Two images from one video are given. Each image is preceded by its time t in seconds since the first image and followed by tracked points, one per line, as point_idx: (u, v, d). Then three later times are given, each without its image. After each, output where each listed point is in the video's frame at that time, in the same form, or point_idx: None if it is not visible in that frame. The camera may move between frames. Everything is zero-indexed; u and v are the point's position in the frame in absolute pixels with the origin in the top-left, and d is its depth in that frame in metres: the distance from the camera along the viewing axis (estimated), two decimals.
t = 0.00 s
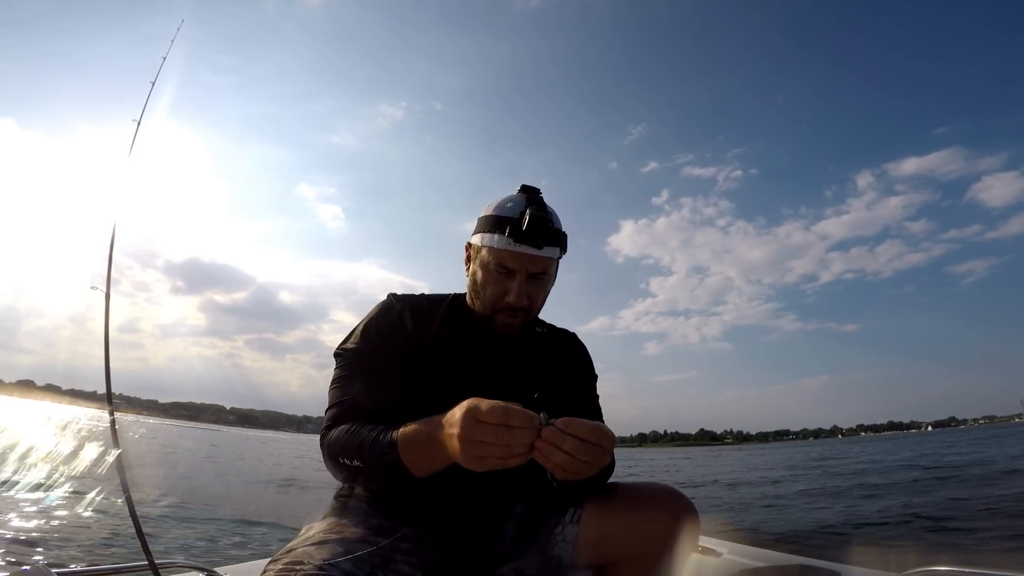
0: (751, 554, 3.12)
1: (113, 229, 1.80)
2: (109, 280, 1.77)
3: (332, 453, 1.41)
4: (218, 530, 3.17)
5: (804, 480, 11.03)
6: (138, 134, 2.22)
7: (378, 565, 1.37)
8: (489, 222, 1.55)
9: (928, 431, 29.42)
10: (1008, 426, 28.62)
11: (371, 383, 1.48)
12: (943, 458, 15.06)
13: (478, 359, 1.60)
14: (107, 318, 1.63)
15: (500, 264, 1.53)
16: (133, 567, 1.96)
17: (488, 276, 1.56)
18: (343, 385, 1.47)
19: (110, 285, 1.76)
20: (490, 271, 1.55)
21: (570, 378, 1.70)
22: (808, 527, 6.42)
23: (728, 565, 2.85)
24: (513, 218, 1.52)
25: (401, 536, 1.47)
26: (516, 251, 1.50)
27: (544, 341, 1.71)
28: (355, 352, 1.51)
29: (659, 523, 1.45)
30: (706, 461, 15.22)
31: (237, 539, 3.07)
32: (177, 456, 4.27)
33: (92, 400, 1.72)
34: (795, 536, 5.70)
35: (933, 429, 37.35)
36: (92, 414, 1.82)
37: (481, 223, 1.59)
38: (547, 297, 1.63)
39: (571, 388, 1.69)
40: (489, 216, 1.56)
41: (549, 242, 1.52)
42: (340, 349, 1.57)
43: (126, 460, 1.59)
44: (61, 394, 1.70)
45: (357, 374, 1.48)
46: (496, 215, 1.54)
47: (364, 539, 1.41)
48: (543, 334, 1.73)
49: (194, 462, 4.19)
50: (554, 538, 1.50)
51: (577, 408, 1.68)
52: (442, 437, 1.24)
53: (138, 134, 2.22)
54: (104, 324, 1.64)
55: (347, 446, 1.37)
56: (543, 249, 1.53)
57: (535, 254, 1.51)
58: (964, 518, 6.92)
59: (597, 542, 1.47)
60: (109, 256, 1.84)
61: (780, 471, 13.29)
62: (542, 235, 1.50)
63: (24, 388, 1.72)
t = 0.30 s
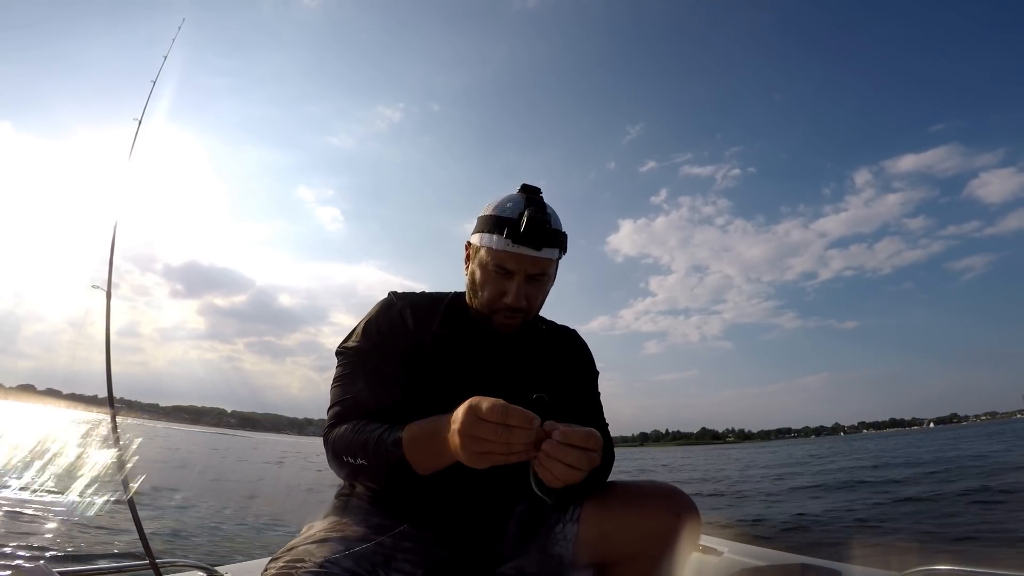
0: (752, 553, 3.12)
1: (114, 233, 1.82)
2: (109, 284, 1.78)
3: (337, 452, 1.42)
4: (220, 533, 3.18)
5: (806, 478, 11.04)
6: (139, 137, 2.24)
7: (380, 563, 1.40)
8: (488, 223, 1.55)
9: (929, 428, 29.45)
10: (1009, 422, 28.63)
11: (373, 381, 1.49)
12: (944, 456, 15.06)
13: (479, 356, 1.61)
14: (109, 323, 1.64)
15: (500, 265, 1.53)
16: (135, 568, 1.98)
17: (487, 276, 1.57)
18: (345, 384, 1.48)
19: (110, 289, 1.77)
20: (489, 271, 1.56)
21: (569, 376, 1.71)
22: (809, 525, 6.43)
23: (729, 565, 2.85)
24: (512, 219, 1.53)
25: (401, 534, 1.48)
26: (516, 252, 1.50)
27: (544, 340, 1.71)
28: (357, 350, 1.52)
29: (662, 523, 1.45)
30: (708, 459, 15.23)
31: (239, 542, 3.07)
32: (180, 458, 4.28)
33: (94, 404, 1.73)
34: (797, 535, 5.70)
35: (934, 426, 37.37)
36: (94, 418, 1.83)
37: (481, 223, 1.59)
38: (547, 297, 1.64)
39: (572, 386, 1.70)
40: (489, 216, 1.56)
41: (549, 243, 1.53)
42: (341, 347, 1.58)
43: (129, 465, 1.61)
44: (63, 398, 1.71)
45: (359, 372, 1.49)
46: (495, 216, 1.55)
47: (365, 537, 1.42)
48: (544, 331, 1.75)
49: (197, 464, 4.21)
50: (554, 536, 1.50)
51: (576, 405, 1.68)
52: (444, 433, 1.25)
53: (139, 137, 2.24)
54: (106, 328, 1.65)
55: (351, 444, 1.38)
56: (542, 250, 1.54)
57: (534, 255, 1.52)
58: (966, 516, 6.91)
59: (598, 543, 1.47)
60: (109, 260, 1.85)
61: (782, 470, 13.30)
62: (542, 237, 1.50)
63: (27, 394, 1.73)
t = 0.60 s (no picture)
0: (753, 553, 3.12)
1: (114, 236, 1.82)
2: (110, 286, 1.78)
3: (328, 463, 1.44)
4: (221, 536, 3.19)
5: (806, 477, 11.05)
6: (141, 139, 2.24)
7: (384, 563, 1.37)
8: (495, 236, 1.52)
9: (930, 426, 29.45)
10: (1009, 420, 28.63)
11: (369, 390, 1.50)
12: (944, 454, 15.08)
13: (479, 364, 1.60)
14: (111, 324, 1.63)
15: (504, 281, 1.52)
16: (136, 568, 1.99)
17: (491, 290, 1.55)
18: (342, 391, 1.51)
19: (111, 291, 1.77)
20: (494, 286, 1.54)
21: (574, 369, 1.72)
22: (810, 523, 6.44)
23: (728, 565, 2.86)
24: (520, 236, 1.49)
25: (406, 534, 1.48)
26: (522, 273, 1.48)
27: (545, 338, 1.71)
28: (354, 356, 1.54)
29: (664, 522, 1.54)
30: (709, 459, 15.25)
31: (240, 544, 3.08)
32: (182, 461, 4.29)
33: (95, 407, 1.74)
34: (797, 534, 5.71)
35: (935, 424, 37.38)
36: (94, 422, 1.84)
37: (488, 234, 1.55)
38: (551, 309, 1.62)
39: (572, 386, 1.71)
40: (498, 228, 1.52)
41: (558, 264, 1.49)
42: (342, 350, 1.60)
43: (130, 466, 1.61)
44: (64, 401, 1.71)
45: (356, 380, 1.51)
46: (503, 230, 1.51)
47: (369, 538, 1.42)
48: (549, 324, 1.76)
49: (199, 468, 4.21)
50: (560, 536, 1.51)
51: (575, 410, 1.69)
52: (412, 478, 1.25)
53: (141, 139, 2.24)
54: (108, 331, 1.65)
55: (339, 460, 1.40)
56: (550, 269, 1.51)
57: (541, 275, 1.49)
58: (966, 515, 6.92)
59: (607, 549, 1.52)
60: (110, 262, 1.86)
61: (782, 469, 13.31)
62: (550, 257, 1.47)
63: (28, 397, 1.74)
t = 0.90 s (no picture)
0: (753, 556, 3.11)
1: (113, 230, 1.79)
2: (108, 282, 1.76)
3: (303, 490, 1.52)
4: (218, 534, 3.17)
5: (805, 480, 11.03)
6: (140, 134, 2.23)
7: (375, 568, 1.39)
8: (504, 266, 1.34)
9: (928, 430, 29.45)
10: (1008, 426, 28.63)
11: (338, 425, 1.50)
12: (943, 458, 15.06)
13: (463, 396, 1.54)
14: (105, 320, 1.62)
15: (509, 314, 1.38)
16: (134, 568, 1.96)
17: (494, 320, 1.41)
18: (315, 421, 1.53)
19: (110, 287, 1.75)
20: (497, 318, 1.40)
21: (599, 378, 1.64)
22: (808, 527, 6.42)
23: (729, 568, 2.84)
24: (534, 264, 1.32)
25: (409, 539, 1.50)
26: (533, 310, 1.33)
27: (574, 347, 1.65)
28: (327, 386, 1.53)
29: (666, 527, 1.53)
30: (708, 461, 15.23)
31: (237, 543, 3.06)
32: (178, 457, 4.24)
33: (92, 404, 1.73)
34: (797, 537, 5.68)
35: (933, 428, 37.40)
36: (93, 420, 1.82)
37: (494, 253, 1.38)
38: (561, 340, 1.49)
39: (601, 401, 1.63)
40: (506, 249, 1.35)
41: (577, 304, 1.33)
42: (320, 372, 1.59)
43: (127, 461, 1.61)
44: (61, 397, 1.70)
45: (326, 413, 1.51)
46: (512, 258, 1.34)
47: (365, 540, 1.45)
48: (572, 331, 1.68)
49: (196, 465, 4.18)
50: (564, 542, 1.56)
51: (603, 426, 1.62)
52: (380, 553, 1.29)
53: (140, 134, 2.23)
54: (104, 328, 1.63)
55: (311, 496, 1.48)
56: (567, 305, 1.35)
57: (553, 313, 1.34)
58: (965, 520, 6.89)
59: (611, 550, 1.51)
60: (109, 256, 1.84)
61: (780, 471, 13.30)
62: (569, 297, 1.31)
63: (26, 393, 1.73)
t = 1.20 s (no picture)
0: (753, 556, 3.09)
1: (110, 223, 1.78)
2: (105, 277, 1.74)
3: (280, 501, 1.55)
4: (215, 528, 3.15)
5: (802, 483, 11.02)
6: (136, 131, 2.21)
7: None
8: (516, 316, 1.22)
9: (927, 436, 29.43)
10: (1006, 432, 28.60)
11: (314, 448, 1.49)
12: (942, 463, 15.03)
13: (448, 426, 1.47)
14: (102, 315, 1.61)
15: (518, 366, 1.28)
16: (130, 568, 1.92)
17: (502, 370, 1.32)
18: (291, 440, 1.52)
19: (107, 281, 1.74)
20: (506, 368, 1.31)
21: (601, 407, 1.56)
22: (806, 530, 6.39)
23: (727, 569, 2.83)
24: (550, 310, 1.19)
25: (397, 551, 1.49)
26: (546, 365, 1.23)
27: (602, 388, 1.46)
28: (305, 408, 1.51)
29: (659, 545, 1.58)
30: (706, 464, 15.18)
31: (234, 538, 3.02)
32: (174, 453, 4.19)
33: (91, 399, 1.72)
34: (795, 539, 5.65)
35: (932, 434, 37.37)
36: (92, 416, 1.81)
37: (501, 294, 1.25)
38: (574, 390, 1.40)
39: (606, 425, 1.57)
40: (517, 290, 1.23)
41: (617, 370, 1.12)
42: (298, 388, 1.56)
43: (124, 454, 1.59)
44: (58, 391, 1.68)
45: (303, 435, 1.50)
46: (526, 307, 1.21)
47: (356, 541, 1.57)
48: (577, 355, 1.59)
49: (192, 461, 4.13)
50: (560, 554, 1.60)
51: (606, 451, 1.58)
52: None
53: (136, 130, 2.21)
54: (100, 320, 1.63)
55: (286, 511, 1.51)
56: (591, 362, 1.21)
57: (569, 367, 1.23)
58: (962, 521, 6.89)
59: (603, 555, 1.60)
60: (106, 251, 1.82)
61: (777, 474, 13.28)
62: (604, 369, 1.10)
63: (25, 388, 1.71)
